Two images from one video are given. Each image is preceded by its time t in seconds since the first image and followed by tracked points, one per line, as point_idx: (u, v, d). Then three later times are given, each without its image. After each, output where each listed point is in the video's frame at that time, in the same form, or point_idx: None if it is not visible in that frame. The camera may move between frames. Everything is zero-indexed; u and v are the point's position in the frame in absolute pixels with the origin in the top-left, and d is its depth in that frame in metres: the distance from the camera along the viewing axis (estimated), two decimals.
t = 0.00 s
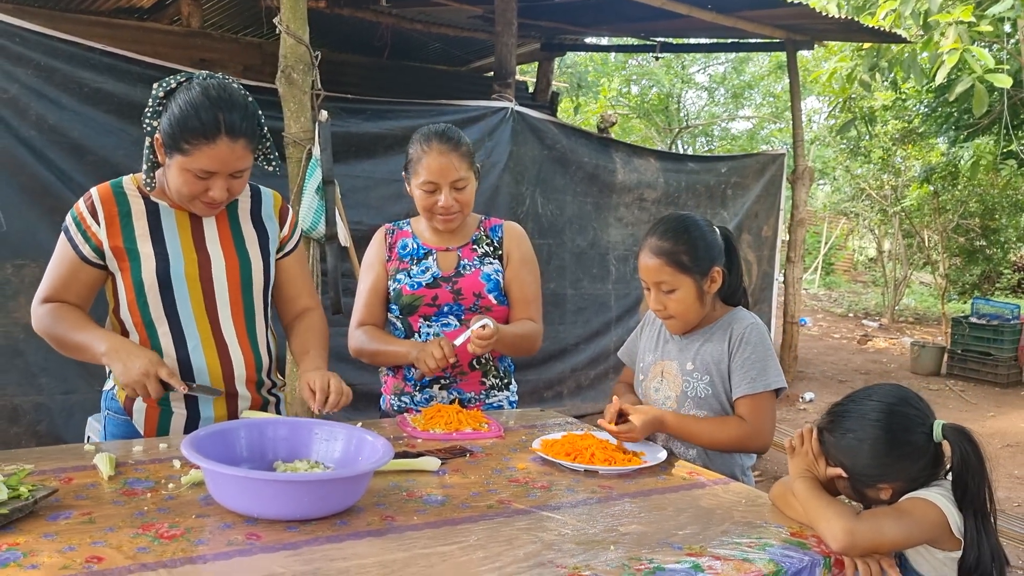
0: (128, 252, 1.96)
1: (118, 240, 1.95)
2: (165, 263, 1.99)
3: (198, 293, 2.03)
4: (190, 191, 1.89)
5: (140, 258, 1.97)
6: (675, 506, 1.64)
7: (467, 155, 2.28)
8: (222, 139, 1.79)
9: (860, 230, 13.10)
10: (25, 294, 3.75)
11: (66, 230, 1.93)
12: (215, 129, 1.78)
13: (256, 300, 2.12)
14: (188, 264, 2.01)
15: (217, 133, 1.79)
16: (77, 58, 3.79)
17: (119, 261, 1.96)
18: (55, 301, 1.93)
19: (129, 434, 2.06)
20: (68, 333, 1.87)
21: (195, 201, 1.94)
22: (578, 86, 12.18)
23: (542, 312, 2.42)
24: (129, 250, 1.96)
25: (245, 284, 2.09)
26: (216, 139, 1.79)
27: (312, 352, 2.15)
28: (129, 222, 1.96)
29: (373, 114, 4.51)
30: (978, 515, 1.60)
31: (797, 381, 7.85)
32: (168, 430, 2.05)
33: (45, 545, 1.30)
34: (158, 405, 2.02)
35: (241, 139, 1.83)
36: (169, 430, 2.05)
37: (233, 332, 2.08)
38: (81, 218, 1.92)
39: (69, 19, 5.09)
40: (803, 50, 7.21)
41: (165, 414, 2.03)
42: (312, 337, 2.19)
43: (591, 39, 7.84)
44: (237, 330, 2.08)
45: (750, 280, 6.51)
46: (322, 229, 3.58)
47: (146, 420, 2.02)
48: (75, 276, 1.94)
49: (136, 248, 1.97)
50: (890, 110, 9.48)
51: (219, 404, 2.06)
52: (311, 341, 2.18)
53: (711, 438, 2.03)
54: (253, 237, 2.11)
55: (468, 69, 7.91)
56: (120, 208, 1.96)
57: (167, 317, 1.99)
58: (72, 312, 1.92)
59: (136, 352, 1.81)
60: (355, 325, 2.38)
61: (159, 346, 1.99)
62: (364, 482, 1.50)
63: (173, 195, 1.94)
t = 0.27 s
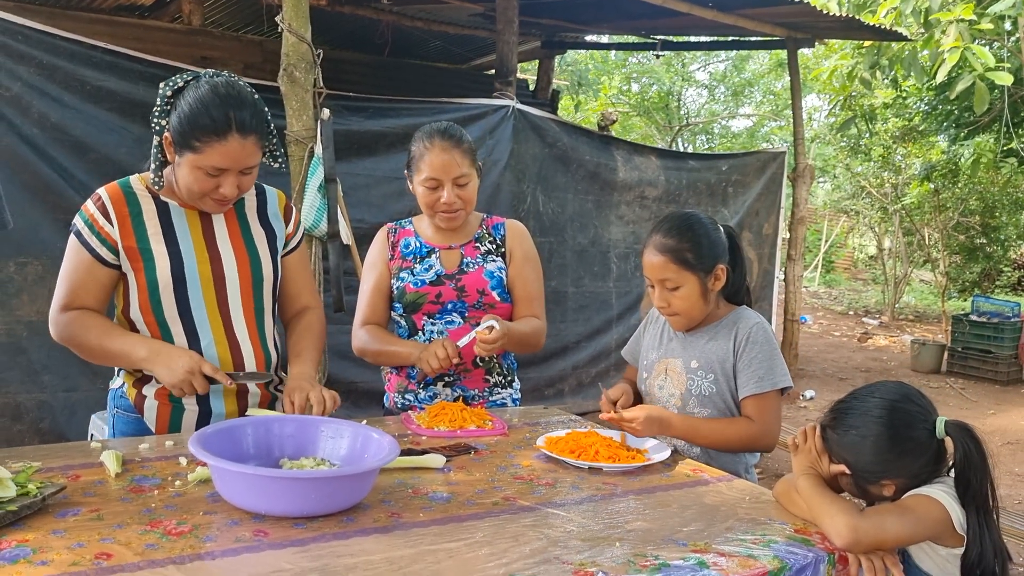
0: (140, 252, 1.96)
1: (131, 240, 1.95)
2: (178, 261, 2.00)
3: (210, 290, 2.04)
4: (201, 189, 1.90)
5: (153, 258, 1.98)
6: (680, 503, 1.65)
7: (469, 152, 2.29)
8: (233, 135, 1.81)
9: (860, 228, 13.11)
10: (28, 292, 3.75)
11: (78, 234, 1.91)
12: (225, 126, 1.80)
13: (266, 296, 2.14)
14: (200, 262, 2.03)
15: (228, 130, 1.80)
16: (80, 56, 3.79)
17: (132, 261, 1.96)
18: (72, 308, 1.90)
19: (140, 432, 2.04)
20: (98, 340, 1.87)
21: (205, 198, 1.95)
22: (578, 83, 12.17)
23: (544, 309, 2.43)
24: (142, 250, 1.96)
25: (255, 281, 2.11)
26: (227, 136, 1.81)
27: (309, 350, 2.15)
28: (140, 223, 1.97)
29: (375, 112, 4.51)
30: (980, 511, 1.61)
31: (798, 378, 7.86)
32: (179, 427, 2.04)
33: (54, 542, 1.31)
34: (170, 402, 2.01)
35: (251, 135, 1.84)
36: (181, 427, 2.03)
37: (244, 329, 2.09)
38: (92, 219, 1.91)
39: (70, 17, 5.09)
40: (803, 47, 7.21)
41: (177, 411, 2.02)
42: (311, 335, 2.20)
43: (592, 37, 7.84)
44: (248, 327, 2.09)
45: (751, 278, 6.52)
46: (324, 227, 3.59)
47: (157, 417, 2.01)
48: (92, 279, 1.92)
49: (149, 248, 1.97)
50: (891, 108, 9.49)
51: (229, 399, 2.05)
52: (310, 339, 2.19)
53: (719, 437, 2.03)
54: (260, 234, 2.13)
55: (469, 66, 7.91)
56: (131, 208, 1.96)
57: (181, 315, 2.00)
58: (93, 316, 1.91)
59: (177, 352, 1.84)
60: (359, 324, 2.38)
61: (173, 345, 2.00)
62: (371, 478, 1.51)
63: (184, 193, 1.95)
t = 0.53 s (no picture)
0: (144, 248, 1.96)
1: (135, 236, 1.95)
2: (183, 257, 2.00)
3: (214, 287, 2.04)
4: (208, 184, 1.90)
5: (157, 254, 1.98)
6: (679, 499, 1.65)
7: (467, 149, 2.29)
8: (242, 131, 1.82)
9: (860, 226, 13.11)
10: (27, 289, 3.75)
11: (81, 231, 1.90)
12: (235, 121, 1.81)
13: (268, 292, 2.14)
14: (204, 258, 2.03)
15: (237, 125, 1.82)
16: (79, 54, 3.79)
17: (136, 258, 1.96)
18: (75, 305, 1.89)
19: (144, 428, 2.04)
20: (102, 338, 1.86)
21: (210, 195, 1.95)
22: (578, 81, 12.14)
23: (543, 306, 2.43)
24: (145, 247, 1.96)
25: (257, 276, 2.11)
26: (236, 131, 1.82)
27: (303, 349, 2.16)
28: (144, 219, 1.97)
29: (374, 110, 4.51)
30: (979, 507, 1.61)
31: (797, 376, 7.86)
32: (185, 424, 2.04)
33: (54, 538, 1.31)
34: (176, 398, 2.01)
35: (259, 131, 1.86)
36: (187, 423, 2.04)
37: (248, 324, 2.09)
38: (95, 216, 1.90)
39: (70, 15, 5.08)
40: (803, 45, 7.20)
41: (182, 407, 2.02)
42: (307, 334, 2.20)
43: (591, 35, 7.83)
44: (252, 323, 2.10)
45: (751, 276, 6.52)
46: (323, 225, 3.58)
47: (163, 414, 2.01)
48: (95, 276, 1.91)
49: (152, 245, 1.97)
50: (890, 106, 9.48)
51: (234, 395, 2.06)
52: (305, 338, 2.19)
53: (721, 434, 2.03)
54: (262, 231, 2.14)
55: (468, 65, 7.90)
56: (134, 204, 1.96)
57: (186, 311, 2.00)
58: (97, 314, 1.90)
59: (181, 351, 1.83)
60: (359, 323, 2.38)
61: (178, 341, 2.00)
62: (371, 474, 1.51)
63: (189, 189, 1.95)
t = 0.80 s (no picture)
0: (142, 244, 1.97)
1: (133, 232, 1.95)
2: (180, 254, 2.01)
3: (211, 283, 2.05)
4: (206, 180, 1.90)
5: (155, 250, 1.98)
6: (674, 495, 1.65)
7: (463, 147, 2.29)
8: (242, 127, 1.83)
9: (859, 223, 13.10)
10: (25, 287, 3.76)
11: (82, 228, 1.90)
12: (235, 118, 1.82)
13: (265, 289, 2.15)
14: (201, 254, 2.03)
15: (238, 122, 1.83)
16: (77, 51, 3.80)
17: (134, 254, 1.96)
18: (76, 301, 1.90)
19: (139, 424, 2.05)
20: (102, 334, 1.87)
21: (208, 191, 1.96)
22: (578, 79, 12.13)
23: (540, 303, 2.43)
24: (144, 243, 1.97)
25: (254, 274, 2.12)
26: (237, 128, 1.83)
27: (299, 347, 2.16)
28: (142, 215, 1.97)
29: (373, 107, 4.51)
30: (972, 502, 1.61)
31: (796, 374, 7.86)
32: (180, 419, 2.05)
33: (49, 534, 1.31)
34: (170, 393, 2.02)
35: (259, 128, 1.87)
36: (181, 419, 2.05)
37: (244, 322, 2.09)
38: (95, 213, 1.91)
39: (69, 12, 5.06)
40: (803, 42, 7.19)
41: (178, 402, 2.03)
42: (304, 332, 2.20)
43: (591, 32, 7.83)
44: (247, 320, 2.10)
45: (750, 273, 6.52)
46: (322, 222, 3.58)
47: (157, 409, 2.02)
48: (97, 272, 1.92)
49: (150, 241, 1.98)
50: (890, 103, 9.47)
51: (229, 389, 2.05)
52: (301, 337, 2.19)
53: (718, 431, 2.04)
54: (260, 228, 2.14)
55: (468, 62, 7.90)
56: (132, 201, 1.96)
57: (181, 307, 2.01)
58: (99, 310, 1.91)
59: (188, 347, 1.83)
60: (355, 320, 2.38)
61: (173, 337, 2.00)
62: (366, 470, 1.51)
63: (186, 185, 1.95)
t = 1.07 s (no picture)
0: (144, 247, 1.96)
1: (136, 235, 1.95)
2: (182, 257, 2.01)
3: (211, 287, 2.05)
4: (206, 183, 1.90)
5: (157, 253, 1.98)
6: (671, 500, 1.66)
7: (462, 151, 2.30)
8: (242, 131, 1.84)
9: (859, 222, 13.10)
10: (24, 288, 3.76)
11: (86, 231, 1.90)
12: (236, 121, 1.83)
13: (265, 292, 2.15)
14: (202, 258, 2.03)
15: (238, 125, 1.83)
16: (76, 51, 3.79)
17: (136, 257, 1.96)
18: (81, 304, 1.88)
19: (137, 426, 2.05)
20: (108, 339, 1.87)
21: (209, 193, 1.95)
22: (577, 77, 12.13)
23: (538, 306, 2.44)
24: (146, 246, 1.97)
25: (254, 277, 2.12)
26: (236, 131, 1.83)
27: (300, 351, 2.17)
28: (144, 218, 1.97)
29: (372, 107, 4.51)
30: (968, 506, 1.62)
31: (795, 373, 7.87)
32: (177, 421, 2.05)
33: (46, 540, 1.32)
34: (168, 395, 2.02)
35: (259, 132, 1.87)
36: (178, 421, 2.05)
37: (243, 325, 2.09)
38: (99, 215, 1.91)
39: (68, 11, 5.03)
40: (802, 42, 7.18)
41: (174, 405, 2.02)
42: (304, 336, 2.21)
43: (590, 31, 7.82)
44: (247, 323, 2.10)
45: (749, 273, 6.52)
46: (321, 223, 3.58)
47: (154, 411, 2.02)
48: (102, 275, 1.91)
49: (152, 244, 1.98)
50: (890, 102, 9.46)
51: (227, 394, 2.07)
52: (301, 341, 2.20)
53: (711, 433, 2.04)
54: (260, 232, 2.14)
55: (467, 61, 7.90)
56: (135, 203, 1.96)
57: (182, 311, 2.01)
58: (105, 313, 1.90)
59: (199, 357, 1.84)
60: (353, 323, 2.38)
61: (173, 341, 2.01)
62: (363, 475, 1.52)
63: (187, 187, 1.95)
